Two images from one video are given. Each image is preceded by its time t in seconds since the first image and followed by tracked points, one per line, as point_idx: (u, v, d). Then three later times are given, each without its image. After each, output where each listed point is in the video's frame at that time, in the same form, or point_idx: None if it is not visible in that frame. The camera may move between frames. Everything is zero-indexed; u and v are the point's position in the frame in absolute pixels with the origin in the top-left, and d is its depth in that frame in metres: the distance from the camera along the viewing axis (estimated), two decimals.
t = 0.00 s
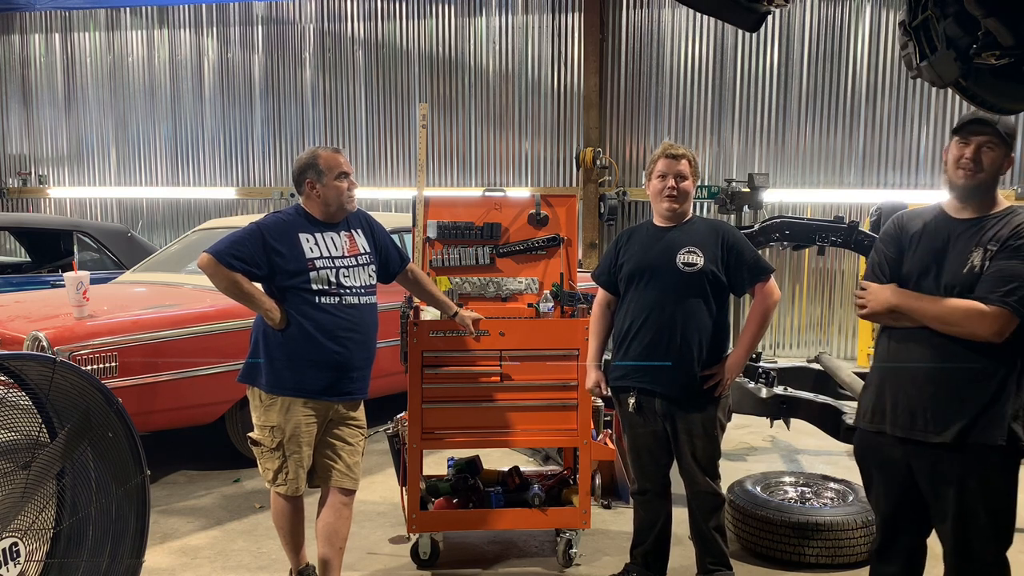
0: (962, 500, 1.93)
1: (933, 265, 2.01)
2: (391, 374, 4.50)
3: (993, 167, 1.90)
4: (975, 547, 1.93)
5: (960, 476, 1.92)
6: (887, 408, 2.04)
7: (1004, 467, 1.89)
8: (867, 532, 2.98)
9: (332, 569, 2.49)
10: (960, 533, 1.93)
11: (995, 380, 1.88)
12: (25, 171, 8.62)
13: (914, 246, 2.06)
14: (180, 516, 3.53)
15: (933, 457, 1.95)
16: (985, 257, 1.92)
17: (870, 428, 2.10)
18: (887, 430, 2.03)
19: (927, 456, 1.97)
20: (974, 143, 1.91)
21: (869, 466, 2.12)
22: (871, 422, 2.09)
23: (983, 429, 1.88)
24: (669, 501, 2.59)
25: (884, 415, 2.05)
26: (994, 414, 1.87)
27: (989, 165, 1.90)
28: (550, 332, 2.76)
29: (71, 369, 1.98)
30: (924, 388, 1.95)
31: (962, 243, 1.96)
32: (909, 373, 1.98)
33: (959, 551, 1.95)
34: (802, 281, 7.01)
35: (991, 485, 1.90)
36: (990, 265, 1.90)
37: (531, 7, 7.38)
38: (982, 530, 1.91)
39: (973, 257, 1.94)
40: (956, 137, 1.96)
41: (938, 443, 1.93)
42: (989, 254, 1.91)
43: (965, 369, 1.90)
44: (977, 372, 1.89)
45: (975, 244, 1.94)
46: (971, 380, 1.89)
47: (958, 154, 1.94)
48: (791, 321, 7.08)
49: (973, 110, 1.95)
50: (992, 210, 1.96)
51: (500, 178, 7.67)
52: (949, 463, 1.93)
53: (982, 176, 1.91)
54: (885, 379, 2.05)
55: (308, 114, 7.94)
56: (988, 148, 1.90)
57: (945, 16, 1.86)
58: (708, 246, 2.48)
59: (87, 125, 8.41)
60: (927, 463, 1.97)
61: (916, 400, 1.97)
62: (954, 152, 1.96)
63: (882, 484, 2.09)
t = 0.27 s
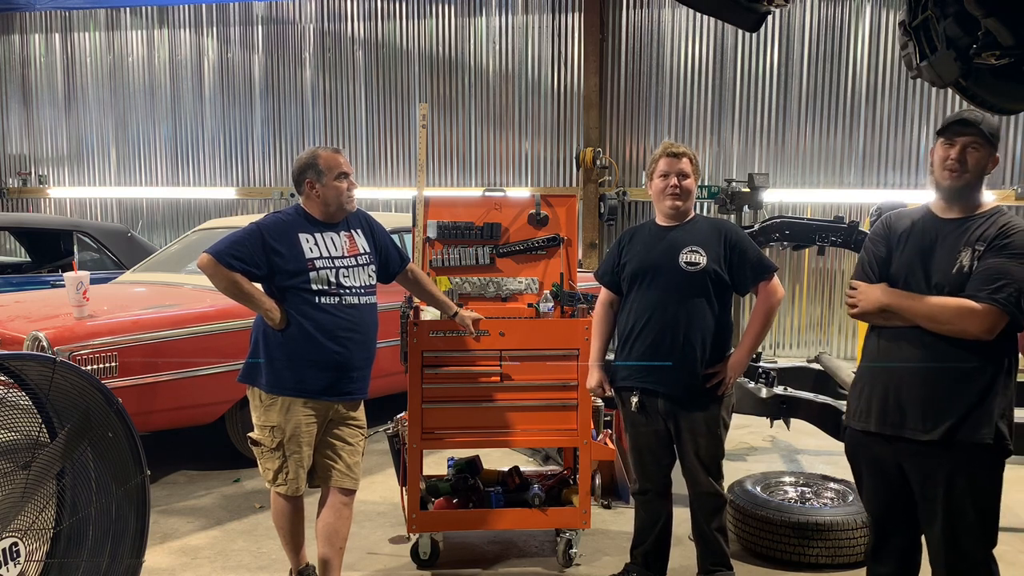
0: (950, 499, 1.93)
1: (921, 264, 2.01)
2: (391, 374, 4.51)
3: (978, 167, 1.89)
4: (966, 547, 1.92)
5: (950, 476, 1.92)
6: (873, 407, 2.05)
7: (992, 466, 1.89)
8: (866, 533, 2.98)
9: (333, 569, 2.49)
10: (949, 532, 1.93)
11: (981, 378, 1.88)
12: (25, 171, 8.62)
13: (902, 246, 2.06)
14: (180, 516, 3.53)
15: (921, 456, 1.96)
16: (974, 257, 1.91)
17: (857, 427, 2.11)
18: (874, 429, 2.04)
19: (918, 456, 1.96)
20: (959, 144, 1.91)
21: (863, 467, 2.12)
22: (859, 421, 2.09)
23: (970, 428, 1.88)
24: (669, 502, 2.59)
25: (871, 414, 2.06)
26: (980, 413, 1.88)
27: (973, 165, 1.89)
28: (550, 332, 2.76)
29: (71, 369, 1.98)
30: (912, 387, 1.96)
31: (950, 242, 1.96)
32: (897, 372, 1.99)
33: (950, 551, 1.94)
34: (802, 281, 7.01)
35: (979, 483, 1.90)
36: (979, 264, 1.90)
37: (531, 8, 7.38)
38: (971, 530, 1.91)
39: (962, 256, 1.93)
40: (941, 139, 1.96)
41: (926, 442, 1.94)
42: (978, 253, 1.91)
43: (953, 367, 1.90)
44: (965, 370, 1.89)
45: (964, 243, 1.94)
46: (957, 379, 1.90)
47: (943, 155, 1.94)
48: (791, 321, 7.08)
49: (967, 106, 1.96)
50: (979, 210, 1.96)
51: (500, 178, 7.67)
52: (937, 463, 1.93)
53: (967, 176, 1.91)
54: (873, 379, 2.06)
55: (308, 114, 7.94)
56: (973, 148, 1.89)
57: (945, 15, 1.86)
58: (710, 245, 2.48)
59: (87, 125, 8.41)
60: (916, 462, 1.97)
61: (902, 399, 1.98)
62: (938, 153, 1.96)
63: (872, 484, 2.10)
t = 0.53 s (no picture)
0: (945, 500, 1.93)
1: (916, 263, 2.02)
2: (391, 374, 4.50)
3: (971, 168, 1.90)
4: (962, 549, 1.92)
5: (945, 477, 1.92)
6: (867, 406, 2.05)
7: (987, 467, 1.89)
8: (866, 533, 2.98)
9: (332, 569, 2.49)
10: (945, 534, 1.93)
11: (975, 379, 1.88)
12: (25, 171, 8.62)
13: (897, 246, 2.07)
14: (180, 516, 3.53)
15: (915, 457, 1.96)
16: (968, 254, 1.92)
17: (852, 427, 2.11)
18: (867, 429, 2.05)
19: (914, 456, 1.96)
20: (954, 146, 1.92)
21: (859, 467, 2.12)
22: (854, 421, 2.10)
23: (964, 429, 1.88)
24: (669, 501, 2.59)
25: (864, 414, 2.07)
26: (974, 414, 1.87)
27: (969, 167, 1.90)
28: (551, 332, 2.75)
29: (71, 369, 1.98)
30: (906, 386, 1.96)
31: (944, 240, 1.97)
32: (890, 371, 1.99)
33: (947, 554, 1.94)
34: (802, 281, 7.00)
35: (974, 484, 1.90)
36: (972, 261, 1.90)
37: (531, 8, 7.38)
38: (967, 531, 1.91)
39: (956, 254, 1.94)
40: (935, 141, 1.96)
41: (920, 442, 1.94)
42: (972, 251, 1.91)
43: (946, 366, 1.90)
44: (959, 370, 1.89)
45: (957, 241, 1.94)
46: (952, 378, 1.90)
47: (938, 157, 1.94)
48: (791, 321, 7.08)
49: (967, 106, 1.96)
50: (974, 209, 1.96)
51: (500, 178, 7.67)
52: (931, 463, 1.93)
53: (962, 178, 1.92)
54: (867, 378, 2.06)
55: (308, 114, 7.94)
56: (967, 150, 1.90)
57: (945, 15, 1.86)
58: (714, 246, 2.48)
59: (87, 124, 8.41)
60: (911, 462, 1.97)
61: (895, 398, 1.98)
62: (933, 156, 1.97)
63: (869, 484, 2.10)
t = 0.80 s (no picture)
0: (943, 502, 1.93)
1: (915, 264, 2.02)
2: (391, 374, 4.50)
3: (968, 170, 1.90)
4: (960, 552, 1.92)
5: (944, 478, 1.92)
6: (867, 408, 2.05)
7: (985, 468, 1.89)
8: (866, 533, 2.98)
9: (332, 569, 2.49)
10: (942, 537, 1.93)
11: (975, 381, 1.88)
12: (25, 172, 8.62)
13: (896, 249, 2.07)
14: (180, 516, 3.53)
15: (914, 459, 1.96)
16: (967, 255, 1.91)
17: (851, 428, 2.11)
18: (868, 430, 2.04)
19: (913, 457, 1.96)
20: (950, 148, 1.92)
21: (858, 468, 2.12)
22: (854, 422, 2.10)
23: (964, 431, 1.88)
24: (670, 502, 2.59)
25: (865, 415, 2.07)
26: (974, 415, 1.87)
27: (965, 168, 1.90)
28: (551, 331, 2.75)
29: (71, 369, 1.98)
30: (907, 388, 1.96)
31: (943, 241, 1.97)
32: (891, 372, 1.99)
33: (943, 556, 1.93)
34: (802, 281, 7.00)
35: (973, 485, 1.90)
36: (972, 262, 1.90)
37: (531, 8, 7.38)
38: (965, 532, 1.90)
39: (955, 255, 1.93)
40: (933, 143, 1.97)
41: (920, 443, 1.94)
42: (971, 251, 1.91)
43: (946, 367, 1.91)
44: (959, 371, 1.89)
45: (956, 242, 1.94)
46: (951, 379, 1.90)
47: (934, 159, 1.94)
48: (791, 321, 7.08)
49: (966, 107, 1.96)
50: (973, 211, 1.96)
51: (500, 178, 7.67)
52: (930, 465, 1.94)
53: (959, 179, 1.92)
54: (867, 379, 2.06)
55: (308, 114, 7.94)
56: (963, 152, 1.90)
57: (945, 15, 1.86)
58: (722, 246, 2.48)
59: (87, 124, 8.41)
60: (910, 463, 1.97)
61: (896, 400, 1.98)
62: (930, 157, 1.97)
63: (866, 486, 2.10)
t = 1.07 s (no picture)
0: (943, 504, 1.92)
1: (916, 267, 2.02)
2: (391, 374, 4.50)
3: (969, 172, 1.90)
4: (959, 552, 1.91)
5: (944, 479, 1.92)
6: (869, 410, 2.06)
7: (985, 470, 1.89)
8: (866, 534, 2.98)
9: (332, 569, 2.49)
10: (941, 538, 1.92)
11: (976, 382, 1.88)
12: (25, 172, 8.62)
13: (897, 251, 2.07)
14: (180, 516, 3.53)
15: (914, 460, 1.96)
16: (968, 257, 1.91)
17: (853, 430, 2.11)
18: (869, 433, 2.05)
19: (914, 458, 1.96)
20: (950, 151, 1.91)
21: (858, 469, 2.12)
22: (855, 424, 2.10)
23: (964, 433, 1.88)
24: (670, 502, 2.59)
25: (866, 417, 2.07)
26: (975, 417, 1.87)
27: (965, 171, 1.90)
28: (551, 331, 2.75)
29: (71, 369, 1.98)
30: (907, 390, 1.96)
31: (944, 243, 1.97)
32: (892, 374, 1.99)
33: (942, 558, 1.93)
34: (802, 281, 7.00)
35: (973, 487, 1.89)
36: (973, 264, 1.90)
37: (531, 8, 7.38)
38: (965, 533, 1.90)
39: (956, 258, 1.93)
40: (932, 146, 1.96)
41: (920, 446, 1.94)
42: (972, 254, 1.91)
43: (947, 368, 1.91)
44: (960, 372, 1.89)
45: (958, 245, 1.94)
46: (952, 381, 1.90)
47: (934, 162, 1.94)
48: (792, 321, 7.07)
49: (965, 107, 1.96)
50: (975, 212, 1.96)
51: (500, 178, 7.67)
52: (929, 467, 1.93)
53: (960, 181, 1.92)
54: (869, 382, 2.07)
55: (308, 114, 7.94)
56: (963, 155, 1.90)
57: (945, 15, 1.86)
58: (737, 247, 2.48)
59: (87, 124, 8.41)
60: (911, 465, 1.97)
61: (896, 402, 1.99)
62: (930, 160, 1.97)
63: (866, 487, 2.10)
